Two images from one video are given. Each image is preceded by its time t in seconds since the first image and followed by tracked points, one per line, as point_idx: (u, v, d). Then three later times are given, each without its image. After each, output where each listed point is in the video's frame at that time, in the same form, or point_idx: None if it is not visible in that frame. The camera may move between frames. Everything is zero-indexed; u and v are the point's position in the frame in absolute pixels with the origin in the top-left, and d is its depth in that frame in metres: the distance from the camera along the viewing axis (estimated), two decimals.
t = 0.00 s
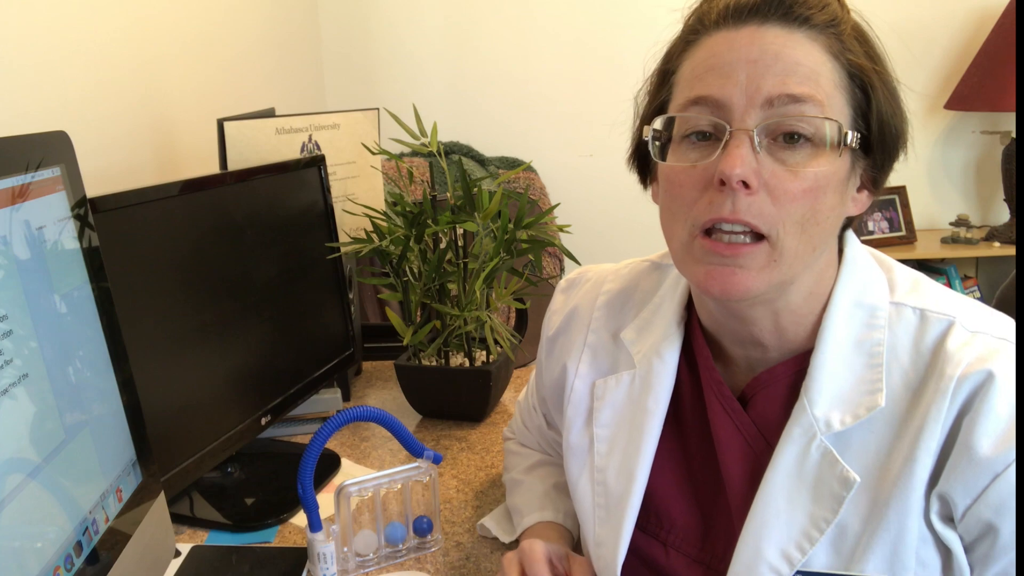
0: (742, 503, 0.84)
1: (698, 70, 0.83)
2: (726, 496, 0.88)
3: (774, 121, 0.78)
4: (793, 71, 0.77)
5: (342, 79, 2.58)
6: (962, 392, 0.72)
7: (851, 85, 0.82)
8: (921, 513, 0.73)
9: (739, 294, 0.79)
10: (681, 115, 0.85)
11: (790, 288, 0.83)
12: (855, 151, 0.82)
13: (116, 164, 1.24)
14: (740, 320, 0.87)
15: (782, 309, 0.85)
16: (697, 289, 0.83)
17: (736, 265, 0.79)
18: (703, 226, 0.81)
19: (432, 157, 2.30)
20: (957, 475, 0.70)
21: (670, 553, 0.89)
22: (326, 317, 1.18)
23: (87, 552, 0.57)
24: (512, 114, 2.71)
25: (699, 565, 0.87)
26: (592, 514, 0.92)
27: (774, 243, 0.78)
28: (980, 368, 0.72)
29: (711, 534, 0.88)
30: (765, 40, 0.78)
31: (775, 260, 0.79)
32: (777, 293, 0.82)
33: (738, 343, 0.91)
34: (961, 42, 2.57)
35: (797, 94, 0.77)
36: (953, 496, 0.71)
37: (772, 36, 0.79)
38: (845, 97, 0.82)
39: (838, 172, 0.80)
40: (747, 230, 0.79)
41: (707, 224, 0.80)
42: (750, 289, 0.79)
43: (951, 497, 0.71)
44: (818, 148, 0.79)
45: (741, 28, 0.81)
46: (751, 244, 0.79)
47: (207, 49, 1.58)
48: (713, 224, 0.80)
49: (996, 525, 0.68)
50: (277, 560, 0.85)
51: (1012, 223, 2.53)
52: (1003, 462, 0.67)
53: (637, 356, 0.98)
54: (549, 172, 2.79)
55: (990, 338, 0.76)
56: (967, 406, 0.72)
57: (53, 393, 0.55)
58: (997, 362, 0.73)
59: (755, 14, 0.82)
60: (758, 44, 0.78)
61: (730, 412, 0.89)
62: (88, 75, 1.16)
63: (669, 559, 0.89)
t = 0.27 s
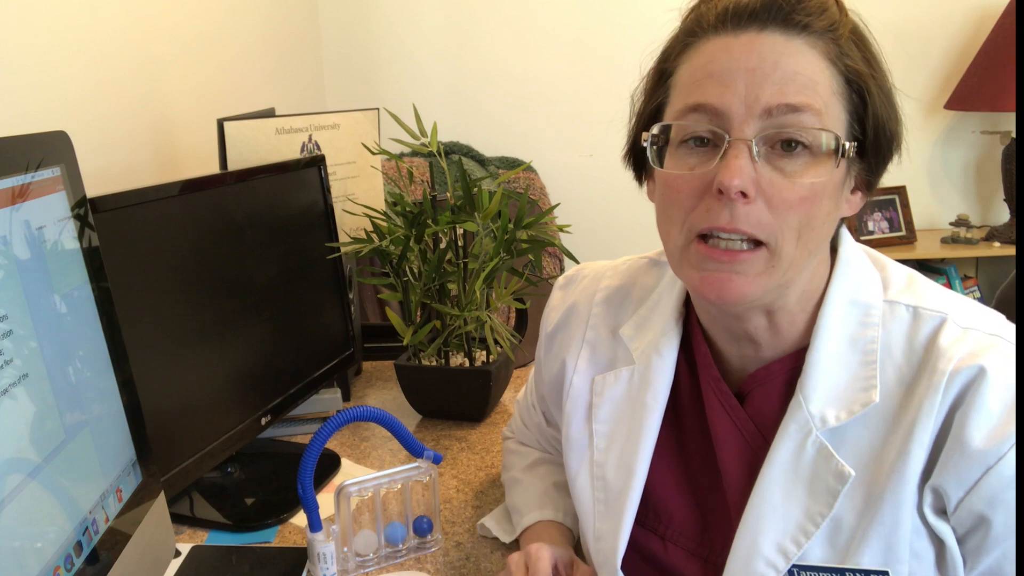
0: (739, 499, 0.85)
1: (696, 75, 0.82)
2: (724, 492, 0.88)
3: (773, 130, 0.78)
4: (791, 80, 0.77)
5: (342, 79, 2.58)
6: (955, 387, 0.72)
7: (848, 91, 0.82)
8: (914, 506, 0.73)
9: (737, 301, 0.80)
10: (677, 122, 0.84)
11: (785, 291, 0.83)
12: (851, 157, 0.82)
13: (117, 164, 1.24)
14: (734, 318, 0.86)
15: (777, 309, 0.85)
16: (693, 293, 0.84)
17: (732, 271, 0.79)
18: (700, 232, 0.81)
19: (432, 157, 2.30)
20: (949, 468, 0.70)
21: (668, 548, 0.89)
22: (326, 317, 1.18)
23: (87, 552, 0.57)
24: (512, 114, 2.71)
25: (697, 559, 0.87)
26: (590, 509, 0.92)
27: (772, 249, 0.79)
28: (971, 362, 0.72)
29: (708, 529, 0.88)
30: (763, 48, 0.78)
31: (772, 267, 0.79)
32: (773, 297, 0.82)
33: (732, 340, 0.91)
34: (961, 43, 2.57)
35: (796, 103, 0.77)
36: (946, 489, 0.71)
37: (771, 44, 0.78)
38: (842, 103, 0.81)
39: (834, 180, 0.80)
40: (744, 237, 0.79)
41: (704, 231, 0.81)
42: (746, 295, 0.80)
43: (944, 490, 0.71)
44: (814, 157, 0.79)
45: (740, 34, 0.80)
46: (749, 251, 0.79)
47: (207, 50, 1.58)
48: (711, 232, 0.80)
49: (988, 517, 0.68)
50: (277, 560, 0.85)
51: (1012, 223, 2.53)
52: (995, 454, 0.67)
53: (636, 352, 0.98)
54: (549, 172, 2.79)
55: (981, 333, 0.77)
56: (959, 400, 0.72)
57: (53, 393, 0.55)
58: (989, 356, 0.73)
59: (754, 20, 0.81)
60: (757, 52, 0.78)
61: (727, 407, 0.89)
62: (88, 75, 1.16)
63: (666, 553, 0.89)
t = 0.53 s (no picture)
0: (738, 498, 0.85)
1: (692, 87, 0.81)
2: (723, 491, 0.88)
3: (762, 147, 0.77)
4: (783, 97, 0.76)
5: (342, 79, 2.58)
6: (953, 386, 0.72)
7: (848, 100, 0.81)
8: (913, 505, 0.73)
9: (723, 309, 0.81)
10: (671, 133, 0.85)
11: (778, 296, 0.83)
12: (846, 170, 0.82)
13: (117, 164, 1.24)
14: (730, 321, 0.86)
15: (773, 314, 0.85)
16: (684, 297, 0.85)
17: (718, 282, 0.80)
18: (691, 242, 0.82)
19: (432, 157, 2.30)
20: (948, 467, 0.70)
21: (667, 547, 0.89)
22: (327, 316, 1.18)
23: (87, 552, 0.57)
24: (512, 114, 2.71)
25: (696, 558, 0.87)
26: (589, 508, 0.92)
27: (757, 264, 0.79)
28: (970, 362, 0.72)
29: (707, 528, 0.88)
30: (757, 63, 0.77)
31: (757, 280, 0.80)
32: (764, 307, 0.83)
33: (725, 342, 0.91)
34: (961, 43, 2.57)
35: (786, 123, 0.76)
36: (945, 488, 0.71)
37: (764, 58, 0.77)
38: (840, 114, 0.80)
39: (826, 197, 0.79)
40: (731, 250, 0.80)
41: (693, 242, 0.82)
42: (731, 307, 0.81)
43: (943, 489, 0.71)
44: (804, 174, 0.79)
45: (735, 47, 0.79)
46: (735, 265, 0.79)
47: (207, 50, 1.58)
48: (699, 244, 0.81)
49: (987, 516, 0.69)
50: (277, 560, 0.85)
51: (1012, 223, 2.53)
52: (993, 454, 0.67)
53: (636, 352, 0.98)
54: (549, 172, 2.79)
55: (980, 333, 0.77)
56: (958, 399, 0.72)
57: (53, 393, 0.55)
58: (988, 356, 0.73)
59: (751, 32, 0.79)
60: (750, 67, 0.77)
61: (727, 406, 0.89)
62: (88, 75, 1.16)
63: (666, 552, 0.89)
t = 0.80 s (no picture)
0: (736, 501, 0.85)
1: (690, 89, 0.81)
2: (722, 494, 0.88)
3: (762, 152, 0.77)
4: (783, 101, 0.76)
5: (342, 79, 2.58)
6: (952, 390, 0.72)
7: (847, 104, 0.81)
8: (912, 509, 0.73)
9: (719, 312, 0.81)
10: (669, 138, 0.85)
11: (777, 302, 0.82)
12: (846, 174, 0.82)
13: (117, 164, 1.24)
14: (730, 327, 0.86)
15: (772, 319, 0.85)
16: (681, 304, 0.85)
17: (716, 287, 0.80)
18: (688, 247, 0.82)
19: (432, 157, 2.30)
20: (947, 472, 0.70)
21: (666, 550, 0.89)
22: (327, 315, 1.18)
23: (87, 552, 0.57)
24: (512, 114, 2.71)
25: (695, 561, 0.87)
26: (587, 511, 0.92)
27: (756, 267, 0.79)
28: (969, 366, 0.72)
29: (706, 531, 0.88)
30: (756, 66, 0.77)
31: (755, 283, 0.80)
32: (762, 311, 0.83)
33: (725, 346, 0.91)
34: (961, 42, 2.57)
35: (786, 127, 0.76)
36: (944, 493, 0.71)
37: (764, 61, 0.77)
38: (840, 119, 0.80)
39: (825, 202, 0.80)
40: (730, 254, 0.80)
41: (690, 246, 0.81)
42: (729, 310, 0.81)
43: (942, 494, 0.71)
44: (803, 179, 0.79)
45: (734, 50, 0.79)
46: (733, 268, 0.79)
47: (207, 49, 1.58)
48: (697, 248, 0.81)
49: (986, 521, 0.69)
50: (277, 560, 0.85)
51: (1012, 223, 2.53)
52: (993, 459, 0.68)
53: (634, 354, 0.98)
54: (549, 172, 2.79)
55: (979, 336, 0.77)
56: (957, 404, 0.72)
57: (53, 393, 0.55)
58: (987, 360, 0.73)
59: (750, 35, 0.79)
60: (750, 70, 0.77)
61: (725, 409, 0.89)
62: (88, 74, 1.16)
63: (664, 555, 0.89)
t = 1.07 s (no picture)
0: (735, 503, 0.85)
1: (687, 90, 0.81)
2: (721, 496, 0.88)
3: (761, 153, 0.77)
4: (781, 101, 0.76)
5: (342, 79, 2.58)
6: (951, 394, 0.72)
7: (845, 104, 0.81)
8: (910, 512, 0.73)
9: (720, 312, 0.81)
10: (666, 140, 0.85)
11: (775, 302, 0.83)
12: (844, 175, 0.81)
13: (117, 163, 1.24)
14: (729, 328, 0.87)
15: (772, 320, 0.85)
16: (681, 305, 0.85)
17: (716, 287, 0.80)
18: (688, 248, 0.82)
19: (432, 157, 2.30)
20: (946, 475, 0.70)
21: (664, 552, 0.89)
22: (327, 315, 1.18)
23: (87, 552, 0.57)
24: (512, 114, 2.71)
25: (693, 564, 0.87)
26: (585, 513, 0.92)
27: (754, 267, 0.79)
28: (968, 369, 0.72)
29: (705, 533, 0.88)
30: (754, 66, 0.77)
31: (753, 283, 0.80)
32: (760, 312, 0.83)
33: (723, 347, 0.91)
34: (961, 42, 2.57)
35: (784, 127, 0.76)
36: (943, 496, 0.71)
37: (761, 60, 0.77)
38: (838, 119, 0.80)
39: (824, 202, 0.79)
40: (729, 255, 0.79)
41: (689, 247, 0.81)
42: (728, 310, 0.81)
43: (941, 497, 0.71)
44: (802, 181, 0.78)
45: (732, 50, 0.79)
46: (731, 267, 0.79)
47: (207, 49, 1.58)
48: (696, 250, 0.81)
49: (985, 524, 0.69)
50: (277, 560, 0.85)
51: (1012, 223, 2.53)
52: (991, 462, 0.68)
53: (632, 356, 0.98)
54: (549, 172, 2.79)
55: (979, 339, 0.76)
56: (956, 407, 0.72)
57: (53, 393, 0.55)
58: (986, 363, 0.73)
59: (748, 34, 0.79)
60: (747, 69, 0.77)
61: (724, 412, 0.89)
62: (88, 74, 1.16)
63: (663, 558, 0.89)
